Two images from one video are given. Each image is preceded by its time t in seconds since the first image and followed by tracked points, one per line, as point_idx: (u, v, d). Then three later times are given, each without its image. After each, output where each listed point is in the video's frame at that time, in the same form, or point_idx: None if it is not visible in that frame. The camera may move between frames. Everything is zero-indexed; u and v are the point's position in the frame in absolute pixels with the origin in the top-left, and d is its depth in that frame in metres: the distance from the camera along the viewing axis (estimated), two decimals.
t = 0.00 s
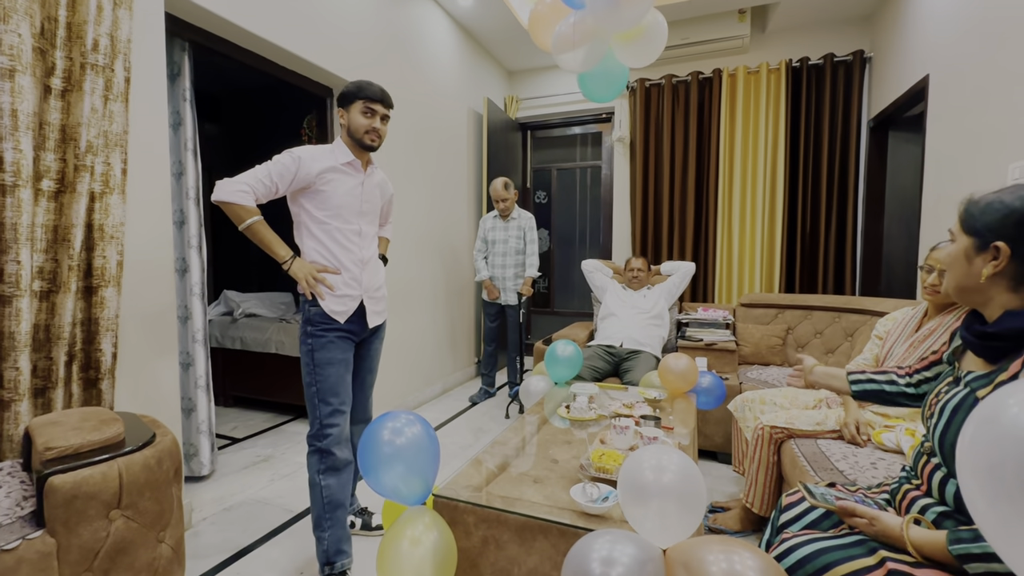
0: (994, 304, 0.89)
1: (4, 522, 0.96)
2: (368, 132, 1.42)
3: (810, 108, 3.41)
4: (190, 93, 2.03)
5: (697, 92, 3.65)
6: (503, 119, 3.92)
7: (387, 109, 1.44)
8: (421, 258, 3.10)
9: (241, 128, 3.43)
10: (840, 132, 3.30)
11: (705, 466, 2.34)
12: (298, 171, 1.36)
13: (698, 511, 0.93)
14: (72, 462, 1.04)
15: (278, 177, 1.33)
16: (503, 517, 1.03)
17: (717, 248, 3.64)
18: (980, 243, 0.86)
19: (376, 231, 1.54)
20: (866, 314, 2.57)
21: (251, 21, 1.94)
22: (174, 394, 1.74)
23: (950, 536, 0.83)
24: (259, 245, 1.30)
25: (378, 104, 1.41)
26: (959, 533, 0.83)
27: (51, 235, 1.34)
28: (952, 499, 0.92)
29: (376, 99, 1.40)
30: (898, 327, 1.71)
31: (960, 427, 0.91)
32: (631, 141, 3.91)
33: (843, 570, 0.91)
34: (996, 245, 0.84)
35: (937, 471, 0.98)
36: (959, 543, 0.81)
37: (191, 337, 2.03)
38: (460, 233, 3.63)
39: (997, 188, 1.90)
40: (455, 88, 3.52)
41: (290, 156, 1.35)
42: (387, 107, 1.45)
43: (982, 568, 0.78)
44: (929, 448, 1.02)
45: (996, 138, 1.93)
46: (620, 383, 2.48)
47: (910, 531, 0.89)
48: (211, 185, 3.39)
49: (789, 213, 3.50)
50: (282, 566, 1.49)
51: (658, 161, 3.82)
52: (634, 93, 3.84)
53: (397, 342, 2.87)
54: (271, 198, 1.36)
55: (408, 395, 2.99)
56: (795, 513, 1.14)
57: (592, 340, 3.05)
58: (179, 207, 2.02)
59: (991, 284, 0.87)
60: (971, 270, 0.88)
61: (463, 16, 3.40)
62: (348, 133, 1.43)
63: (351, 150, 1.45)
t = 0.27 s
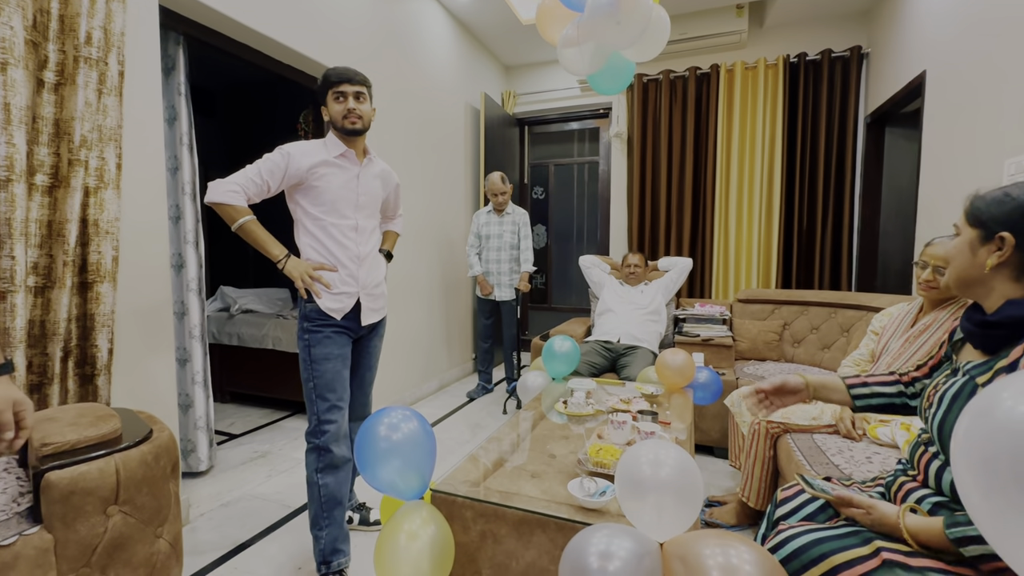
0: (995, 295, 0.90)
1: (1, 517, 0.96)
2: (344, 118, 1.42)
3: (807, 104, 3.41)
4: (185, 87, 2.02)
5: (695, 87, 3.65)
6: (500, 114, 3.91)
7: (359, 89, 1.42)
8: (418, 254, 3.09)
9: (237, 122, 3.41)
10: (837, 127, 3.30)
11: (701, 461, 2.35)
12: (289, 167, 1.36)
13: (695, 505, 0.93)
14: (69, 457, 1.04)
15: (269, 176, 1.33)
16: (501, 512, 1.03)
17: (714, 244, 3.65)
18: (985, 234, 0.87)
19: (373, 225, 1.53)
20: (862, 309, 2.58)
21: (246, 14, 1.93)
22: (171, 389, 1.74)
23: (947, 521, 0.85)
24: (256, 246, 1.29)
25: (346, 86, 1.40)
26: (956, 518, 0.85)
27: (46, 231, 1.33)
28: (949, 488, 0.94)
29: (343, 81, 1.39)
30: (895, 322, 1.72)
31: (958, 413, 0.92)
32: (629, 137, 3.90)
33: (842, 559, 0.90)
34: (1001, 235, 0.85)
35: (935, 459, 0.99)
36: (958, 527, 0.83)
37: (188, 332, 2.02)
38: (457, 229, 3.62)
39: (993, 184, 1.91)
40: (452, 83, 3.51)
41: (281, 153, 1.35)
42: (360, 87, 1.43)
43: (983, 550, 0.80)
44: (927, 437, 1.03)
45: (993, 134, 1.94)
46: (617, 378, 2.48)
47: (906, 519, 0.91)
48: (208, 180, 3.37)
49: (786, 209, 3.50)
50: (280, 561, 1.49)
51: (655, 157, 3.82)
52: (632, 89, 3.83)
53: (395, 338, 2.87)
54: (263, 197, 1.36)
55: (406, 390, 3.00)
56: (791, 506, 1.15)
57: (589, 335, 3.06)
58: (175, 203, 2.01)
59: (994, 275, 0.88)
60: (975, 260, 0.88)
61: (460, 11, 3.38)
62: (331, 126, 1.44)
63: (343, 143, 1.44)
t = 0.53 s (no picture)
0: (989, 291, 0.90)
1: None
2: (328, 106, 1.39)
3: (802, 97, 3.41)
4: (175, 77, 1.98)
5: (690, 80, 3.63)
6: (495, 107, 3.88)
7: (342, 75, 1.39)
8: (412, 247, 3.07)
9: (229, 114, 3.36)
10: (832, 121, 3.31)
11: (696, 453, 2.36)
12: (275, 159, 1.34)
13: (693, 497, 0.93)
14: (58, 453, 1.02)
15: (255, 169, 1.32)
16: (499, 505, 1.03)
17: (709, 237, 3.65)
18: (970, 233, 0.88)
19: (366, 217, 1.50)
20: (855, 302, 2.59)
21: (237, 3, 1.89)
22: (163, 384, 1.72)
23: (940, 505, 0.85)
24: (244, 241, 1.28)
25: (328, 73, 1.37)
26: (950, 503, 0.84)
27: (32, 223, 1.30)
28: (941, 476, 0.94)
29: (323, 68, 1.36)
30: (886, 315, 1.71)
31: (951, 401, 0.93)
32: (624, 130, 3.89)
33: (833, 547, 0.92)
34: (988, 232, 0.86)
35: (928, 449, 0.99)
36: (950, 511, 0.83)
37: (180, 327, 2.00)
38: (452, 222, 3.59)
39: (985, 178, 1.92)
40: (447, 75, 3.47)
41: (268, 146, 1.33)
42: (343, 73, 1.39)
43: (973, 533, 0.80)
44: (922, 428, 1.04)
45: (985, 127, 1.94)
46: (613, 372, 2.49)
47: (901, 506, 0.90)
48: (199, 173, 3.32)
49: (781, 203, 3.51)
50: (274, 555, 1.48)
51: (650, 150, 3.81)
52: (627, 81, 3.81)
53: (390, 331, 2.86)
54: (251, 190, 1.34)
55: (401, 384, 2.98)
56: (784, 498, 1.16)
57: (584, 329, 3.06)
58: (165, 195, 1.98)
59: (987, 270, 0.88)
60: (967, 258, 0.89)
61: (454, 1, 3.34)
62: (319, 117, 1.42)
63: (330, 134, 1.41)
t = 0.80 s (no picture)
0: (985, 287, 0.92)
1: None
2: (321, 99, 1.35)
3: (796, 91, 3.42)
4: (162, 66, 1.93)
5: (685, 73, 3.62)
6: (488, 99, 3.84)
7: (336, 68, 1.35)
8: (405, 242, 3.04)
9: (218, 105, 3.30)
10: (825, 114, 3.32)
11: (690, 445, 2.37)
12: (265, 151, 1.31)
13: (700, 491, 0.93)
14: (49, 452, 0.99)
15: (244, 160, 1.28)
16: (503, 501, 1.02)
17: (703, 230, 3.67)
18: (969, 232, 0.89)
19: (356, 212, 1.47)
20: (847, 295, 2.62)
21: None
22: (154, 381, 1.68)
23: (931, 498, 0.85)
24: (230, 232, 1.24)
25: (321, 65, 1.33)
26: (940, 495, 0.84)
27: (17, 217, 1.26)
28: (929, 467, 0.94)
29: (317, 59, 1.32)
30: (878, 308, 1.72)
31: (935, 394, 0.94)
32: (618, 123, 3.87)
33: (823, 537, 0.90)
34: (993, 230, 0.87)
35: (916, 441, 0.99)
36: (941, 504, 0.83)
37: (171, 322, 1.96)
38: (446, 216, 3.56)
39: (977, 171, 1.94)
40: (440, 67, 3.43)
41: (258, 136, 1.30)
42: (338, 65, 1.36)
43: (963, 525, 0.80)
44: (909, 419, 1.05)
45: (978, 120, 1.96)
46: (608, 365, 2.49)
47: (891, 497, 0.90)
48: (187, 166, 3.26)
49: (774, 197, 3.53)
50: (272, 552, 1.47)
51: (645, 144, 3.80)
52: (622, 74, 3.80)
53: (383, 326, 2.84)
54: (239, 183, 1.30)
55: (395, 379, 2.97)
56: (776, 490, 1.15)
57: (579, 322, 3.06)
58: (153, 188, 1.93)
59: (992, 271, 0.89)
60: (970, 259, 0.90)
61: None
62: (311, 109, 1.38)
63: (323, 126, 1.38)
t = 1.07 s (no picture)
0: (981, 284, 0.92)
1: None
2: (306, 90, 1.33)
3: (789, 85, 3.42)
4: (150, 60, 1.90)
5: (679, 67, 3.62)
6: (482, 93, 3.82)
7: (323, 59, 1.32)
8: (399, 238, 3.03)
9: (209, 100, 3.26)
10: (818, 109, 3.33)
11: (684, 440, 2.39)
12: (256, 144, 1.30)
13: (693, 486, 0.93)
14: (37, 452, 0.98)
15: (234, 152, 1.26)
16: (497, 499, 1.02)
17: (697, 225, 3.67)
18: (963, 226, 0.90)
19: (347, 208, 1.46)
20: (838, 290, 2.63)
21: None
22: (145, 380, 1.67)
23: (924, 501, 0.85)
24: (217, 226, 1.23)
25: (309, 56, 1.31)
26: (934, 498, 0.85)
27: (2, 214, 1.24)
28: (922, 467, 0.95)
29: (306, 50, 1.31)
30: (869, 302, 1.73)
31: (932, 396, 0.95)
32: (612, 118, 3.86)
33: (817, 538, 0.90)
34: (989, 227, 0.88)
35: (909, 441, 1.00)
36: (933, 507, 0.84)
37: (162, 320, 1.94)
38: (440, 212, 3.55)
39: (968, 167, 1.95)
40: (433, 60, 3.40)
41: (247, 129, 1.29)
42: (326, 56, 1.33)
43: (955, 531, 0.81)
44: (902, 419, 1.05)
45: (968, 116, 1.97)
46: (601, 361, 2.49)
47: (883, 499, 0.90)
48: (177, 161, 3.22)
49: (767, 191, 3.54)
50: (266, 550, 1.46)
51: (638, 138, 3.80)
52: (616, 68, 3.79)
53: (377, 322, 2.83)
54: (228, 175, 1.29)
55: (389, 375, 2.96)
56: (767, 486, 1.16)
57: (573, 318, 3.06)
58: (142, 184, 1.90)
59: (986, 267, 0.90)
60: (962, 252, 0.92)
61: None
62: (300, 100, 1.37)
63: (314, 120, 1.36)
